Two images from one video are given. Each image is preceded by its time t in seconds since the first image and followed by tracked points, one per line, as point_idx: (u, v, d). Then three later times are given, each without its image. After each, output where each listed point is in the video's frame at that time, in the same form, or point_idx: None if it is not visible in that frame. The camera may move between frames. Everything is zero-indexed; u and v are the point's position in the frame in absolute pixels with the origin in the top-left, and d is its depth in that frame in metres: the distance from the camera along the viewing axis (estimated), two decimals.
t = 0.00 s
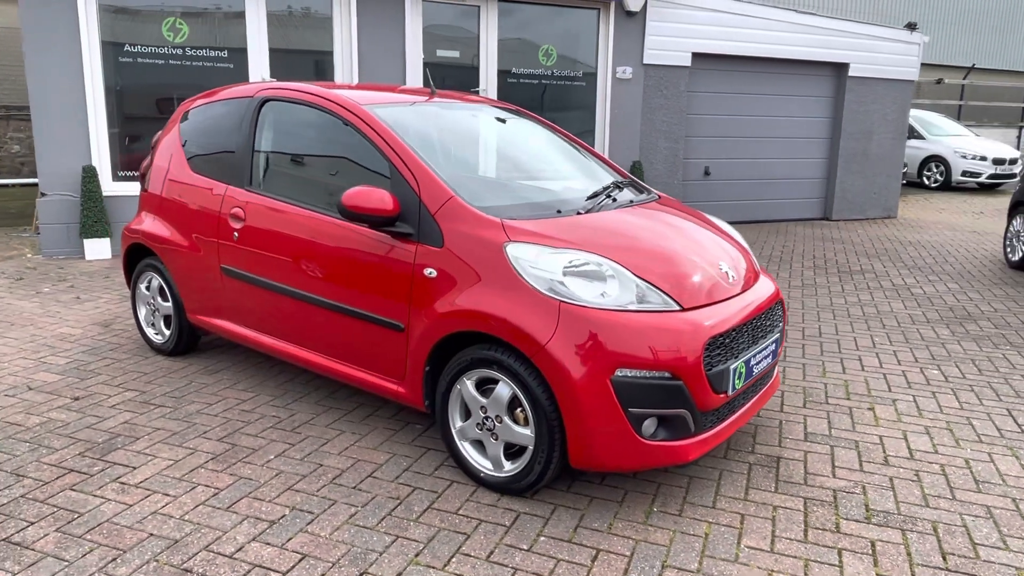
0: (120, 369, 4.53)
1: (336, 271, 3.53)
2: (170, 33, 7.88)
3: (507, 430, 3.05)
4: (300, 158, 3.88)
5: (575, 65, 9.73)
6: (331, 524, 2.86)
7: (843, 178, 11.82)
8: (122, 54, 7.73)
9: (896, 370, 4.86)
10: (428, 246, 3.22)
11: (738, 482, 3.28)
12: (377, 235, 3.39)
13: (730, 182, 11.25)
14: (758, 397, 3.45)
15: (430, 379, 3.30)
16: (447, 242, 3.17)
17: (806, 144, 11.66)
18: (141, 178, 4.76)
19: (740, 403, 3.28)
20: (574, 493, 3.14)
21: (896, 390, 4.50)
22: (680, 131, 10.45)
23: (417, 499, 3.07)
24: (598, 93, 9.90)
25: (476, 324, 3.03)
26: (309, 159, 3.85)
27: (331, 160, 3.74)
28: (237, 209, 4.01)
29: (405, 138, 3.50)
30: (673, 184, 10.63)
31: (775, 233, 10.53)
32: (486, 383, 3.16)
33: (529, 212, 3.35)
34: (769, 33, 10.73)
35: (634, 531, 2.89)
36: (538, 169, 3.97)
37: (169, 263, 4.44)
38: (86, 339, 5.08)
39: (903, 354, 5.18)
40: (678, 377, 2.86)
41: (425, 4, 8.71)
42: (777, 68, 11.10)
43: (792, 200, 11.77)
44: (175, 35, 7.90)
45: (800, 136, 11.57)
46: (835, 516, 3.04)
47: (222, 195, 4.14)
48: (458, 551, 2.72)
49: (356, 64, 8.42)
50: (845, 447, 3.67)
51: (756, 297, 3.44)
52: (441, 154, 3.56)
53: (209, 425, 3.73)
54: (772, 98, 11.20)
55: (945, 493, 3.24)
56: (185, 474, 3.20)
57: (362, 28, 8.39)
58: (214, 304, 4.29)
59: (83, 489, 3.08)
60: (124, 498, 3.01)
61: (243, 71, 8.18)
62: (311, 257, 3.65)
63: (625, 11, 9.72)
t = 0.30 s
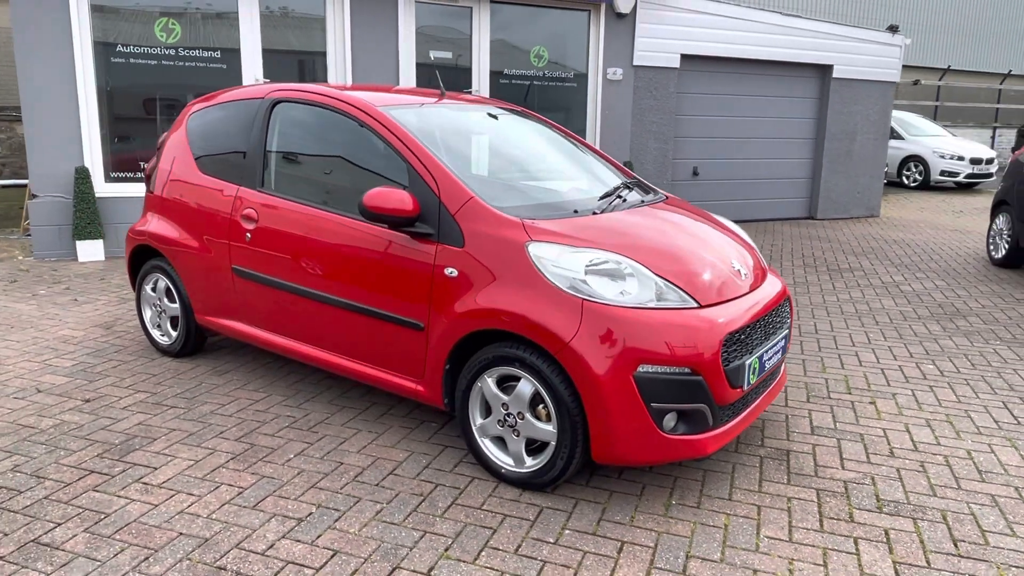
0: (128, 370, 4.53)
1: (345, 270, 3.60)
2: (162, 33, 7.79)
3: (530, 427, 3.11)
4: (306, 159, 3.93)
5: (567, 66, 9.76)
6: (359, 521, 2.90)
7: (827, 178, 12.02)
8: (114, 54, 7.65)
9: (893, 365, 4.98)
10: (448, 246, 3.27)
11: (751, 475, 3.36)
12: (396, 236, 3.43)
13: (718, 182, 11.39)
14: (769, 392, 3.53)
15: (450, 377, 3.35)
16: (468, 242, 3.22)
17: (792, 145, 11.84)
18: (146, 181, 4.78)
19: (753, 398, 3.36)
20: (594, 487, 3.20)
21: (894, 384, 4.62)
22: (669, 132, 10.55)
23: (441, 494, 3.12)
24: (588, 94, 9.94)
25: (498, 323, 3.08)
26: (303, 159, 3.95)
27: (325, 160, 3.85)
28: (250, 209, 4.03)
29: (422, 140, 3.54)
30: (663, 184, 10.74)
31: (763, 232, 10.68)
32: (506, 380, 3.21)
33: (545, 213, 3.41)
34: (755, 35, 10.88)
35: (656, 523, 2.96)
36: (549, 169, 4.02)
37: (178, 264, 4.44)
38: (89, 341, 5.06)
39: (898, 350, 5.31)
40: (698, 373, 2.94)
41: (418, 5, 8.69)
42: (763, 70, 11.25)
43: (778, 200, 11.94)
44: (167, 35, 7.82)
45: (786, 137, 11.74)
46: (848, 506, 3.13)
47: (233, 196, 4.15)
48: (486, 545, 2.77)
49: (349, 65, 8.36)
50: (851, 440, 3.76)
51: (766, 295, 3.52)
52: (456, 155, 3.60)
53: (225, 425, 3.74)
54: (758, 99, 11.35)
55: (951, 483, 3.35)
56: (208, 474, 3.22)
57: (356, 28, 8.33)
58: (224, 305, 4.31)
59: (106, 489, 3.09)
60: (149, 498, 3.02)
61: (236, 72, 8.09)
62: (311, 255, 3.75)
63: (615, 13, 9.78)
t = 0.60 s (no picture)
0: (124, 375, 4.46)
1: (348, 271, 3.58)
2: (148, 33, 7.67)
3: (542, 427, 3.11)
4: (309, 161, 3.89)
5: (555, 66, 9.77)
6: (373, 524, 2.88)
7: (811, 176, 12.15)
8: (99, 54, 7.51)
9: (887, 361, 5.05)
10: (458, 247, 3.26)
11: (759, 471, 3.39)
12: (403, 237, 3.41)
13: (704, 181, 11.48)
14: (774, 388, 3.56)
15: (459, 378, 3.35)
16: (477, 243, 3.21)
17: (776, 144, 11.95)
18: (140, 182, 4.71)
19: (761, 395, 3.38)
20: (605, 486, 3.22)
21: (890, 379, 4.69)
22: (657, 131, 10.60)
23: (453, 496, 3.11)
24: (577, 94, 9.95)
25: (510, 324, 3.08)
26: (305, 161, 3.92)
27: (321, 161, 3.84)
28: (251, 211, 3.98)
29: (428, 141, 3.53)
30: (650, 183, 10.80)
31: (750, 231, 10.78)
32: (517, 381, 3.21)
33: (553, 214, 3.41)
34: (739, 35, 10.97)
35: (669, 521, 2.98)
36: (552, 169, 4.02)
37: (175, 267, 4.39)
38: (82, 346, 4.98)
39: (891, 346, 5.39)
40: (711, 371, 2.96)
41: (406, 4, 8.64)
42: (747, 70, 11.35)
43: (763, 199, 12.06)
44: (153, 35, 7.70)
45: (770, 136, 11.85)
46: (856, 501, 3.17)
47: (232, 198, 4.10)
48: (504, 546, 2.77)
49: (338, 65, 8.29)
50: (853, 435, 3.81)
51: (771, 294, 3.55)
52: (462, 156, 3.60)
53: (228, 429, 3.70)
54: (742, 98, 11.44)
55: (954, 477, 3.40)
56: (216, 479, 3.18)
57: (343, 28, 8.25)
58: (223, 308, 4.26)
59: (112, 497, 3.04)
60: (158, 505, 2.98)
61: (223, 72, 7.98)
62: (304, 255, 3.76)
63: (602, 13, 9.79)
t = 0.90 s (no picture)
0: (112, 381, 4.33)
1: (347, 271, 3.50)
2: (127, 31, 7.49)
3: (551, 428, 3.05)
4: (304, 160, 3.80)
5: (540, 64, 9.71)
6: (381, 530, 2.81)
7: (794, 173, 12.23)
8: (77, 52, 7.32)
9: (883, 355, 5.06)
10: (461, 246, 3.19)
11: (768, 469, 3.36)
12: (404, 236, 3.34)
13: (689, 179, 11.51)
14: (781, 385, 3.54)
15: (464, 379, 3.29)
16: (483, 241, 3.15)
17: (760, 141, 12.00)
18: (125, 182, 4.58)
19: (770, 392, 3.35)
20: (614, 487, 3.17)
21: (888, 374, 4.70)
22: (643, 129, 10.60)
23: (461, 500, 3.04)
24: (563, 92, 9.90)
25: (517, 324, 3.02)
26: (299, 159, 3.82)
27: (317, 159, 3.76)
28: (244, 211, 3.88)
29: (428, 138, 3.46)
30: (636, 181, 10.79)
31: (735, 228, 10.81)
32: (525, 381, 3.15)
33: (557, 211, 3.35)
34: (722, 33, 11.00)
35: (682, 521, 2.93)
36: (553, 165, 3.95)
37: (164, 269, 4.27)
38: (66, 351, 4.83)
39: (885, 340, 5.41)
40: (722, 368, 2.92)
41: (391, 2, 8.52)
42: (731, 67, 11.39)
43: (747, 196, 12.12)
44: (133, 32, 7.51)
45: (753, 133, 11.90)
46: (866, 497, 3.15)
47: (224, 197, 4.00)
48: (517, 551, 2.71)
49: (322, 63, 8.16)
50: (858, 431, 3.80)
51: (776, 290, 3.53)
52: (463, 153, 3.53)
53: (224, 435, 3.60)
54: (726, 96, 11.49)
55: (960, 470, 3.40)
56: (215, 487, 3.08)
57: (327, 26, 8.12)
58: (215, 311, 4.15)
59: (108, 507, 2.93)
60: (156, 515, 2.88)
61: (205, 71, 7.82)
62: (296, 255, 3.68)
63: (587, 11, 9.74)
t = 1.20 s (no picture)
0: (104, 390, 4.21)
1: (349, 275, 3.42)
2: (108, 31, 7.30)
3: (564, 433, 2.99)
4: (302, 162, 3.71)
5: (527, 63, 9.65)
6: (394, 540, 2.74)
7: (779, 170, 12.29)
8: (56, 53, 7.14)
9: (883, 352, 5.06)
10: (470, 248, 3.13)
11: (780, 469, 3.34)
12: (409, 239, 3.27)
13: (676, 177, 11.52)
14: (790, 384, 3.50)
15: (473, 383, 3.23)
16: (492, 242, 3.08)
17: (745, 139, 12.04)
18: (114, 185, 4.46)
19: (782, 392, 3.32)
20: (627, 490, 3.13)
21: (889, 370, 4.70)
22: (630, 128, 10.58)
23: (473, 507, 2.98)
24: (550, 91, 9.85)
25: (530, 327, 2.96)
26: (297, 161, 3.73)
27: (316, 160, 3.67)
28: (239, 214, 3.79)
29: (432, 138, 3.39)
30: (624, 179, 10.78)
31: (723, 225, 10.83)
32: (536, 385, 3.09)
33: (565, 212, 3.30)
34: (706, 31, 11.01)
35: (700, 524, 2.89)
36: (556, 163, 3.89)
37: (157, 275, 4.16)
38: (53, 360, 4.70)
39: (883, 337, 5.42)
40: (738, 369, 2.89)
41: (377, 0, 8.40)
42: (716, 66, 11.41)
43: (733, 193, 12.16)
44: (115, 32, 7.33)
45: (739, 131, 11.94)
46: (881, 495, 3.13)
47: (219, 200, 3.90)
48: (535, 558, 2.65)
49: (308, 63, 8.02)
50: (865, 428, 3.79)
51: (784, 289, 3.50)
52: (468, 154, 3.46)
53: (224, 444, 3.51)
54: (712, 94, 11.50)
55: (971, 467, 3.39)
56: (219, 499, 2.99)
57: (313, 25, 7.98)
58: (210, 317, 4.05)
59: (108, 522, 2.83)
60: (160, 530, 2.78)
61: (188, 71, 7.65)
62: (296, 258, 3.59)
63: (574, 9, 9.68)
